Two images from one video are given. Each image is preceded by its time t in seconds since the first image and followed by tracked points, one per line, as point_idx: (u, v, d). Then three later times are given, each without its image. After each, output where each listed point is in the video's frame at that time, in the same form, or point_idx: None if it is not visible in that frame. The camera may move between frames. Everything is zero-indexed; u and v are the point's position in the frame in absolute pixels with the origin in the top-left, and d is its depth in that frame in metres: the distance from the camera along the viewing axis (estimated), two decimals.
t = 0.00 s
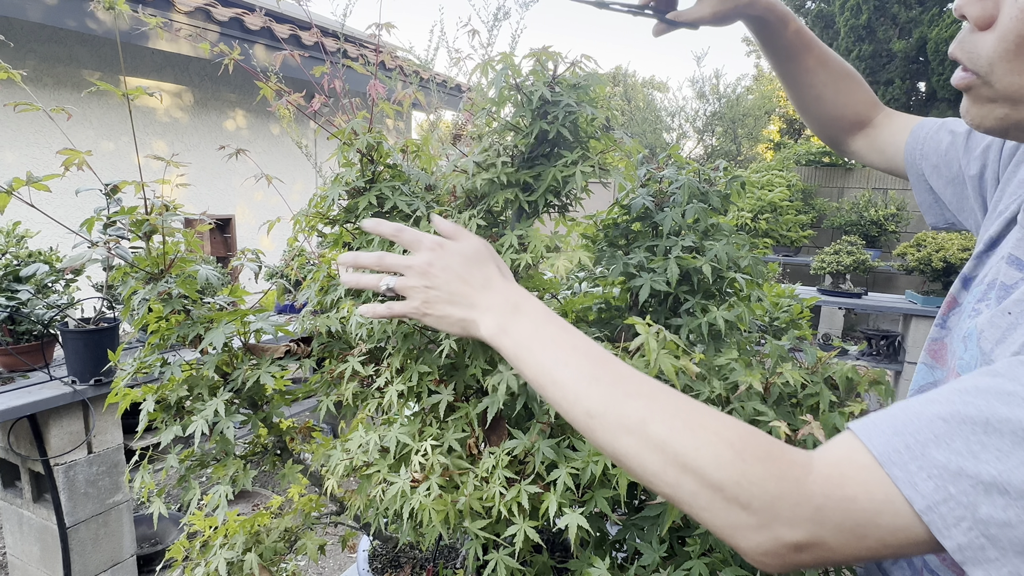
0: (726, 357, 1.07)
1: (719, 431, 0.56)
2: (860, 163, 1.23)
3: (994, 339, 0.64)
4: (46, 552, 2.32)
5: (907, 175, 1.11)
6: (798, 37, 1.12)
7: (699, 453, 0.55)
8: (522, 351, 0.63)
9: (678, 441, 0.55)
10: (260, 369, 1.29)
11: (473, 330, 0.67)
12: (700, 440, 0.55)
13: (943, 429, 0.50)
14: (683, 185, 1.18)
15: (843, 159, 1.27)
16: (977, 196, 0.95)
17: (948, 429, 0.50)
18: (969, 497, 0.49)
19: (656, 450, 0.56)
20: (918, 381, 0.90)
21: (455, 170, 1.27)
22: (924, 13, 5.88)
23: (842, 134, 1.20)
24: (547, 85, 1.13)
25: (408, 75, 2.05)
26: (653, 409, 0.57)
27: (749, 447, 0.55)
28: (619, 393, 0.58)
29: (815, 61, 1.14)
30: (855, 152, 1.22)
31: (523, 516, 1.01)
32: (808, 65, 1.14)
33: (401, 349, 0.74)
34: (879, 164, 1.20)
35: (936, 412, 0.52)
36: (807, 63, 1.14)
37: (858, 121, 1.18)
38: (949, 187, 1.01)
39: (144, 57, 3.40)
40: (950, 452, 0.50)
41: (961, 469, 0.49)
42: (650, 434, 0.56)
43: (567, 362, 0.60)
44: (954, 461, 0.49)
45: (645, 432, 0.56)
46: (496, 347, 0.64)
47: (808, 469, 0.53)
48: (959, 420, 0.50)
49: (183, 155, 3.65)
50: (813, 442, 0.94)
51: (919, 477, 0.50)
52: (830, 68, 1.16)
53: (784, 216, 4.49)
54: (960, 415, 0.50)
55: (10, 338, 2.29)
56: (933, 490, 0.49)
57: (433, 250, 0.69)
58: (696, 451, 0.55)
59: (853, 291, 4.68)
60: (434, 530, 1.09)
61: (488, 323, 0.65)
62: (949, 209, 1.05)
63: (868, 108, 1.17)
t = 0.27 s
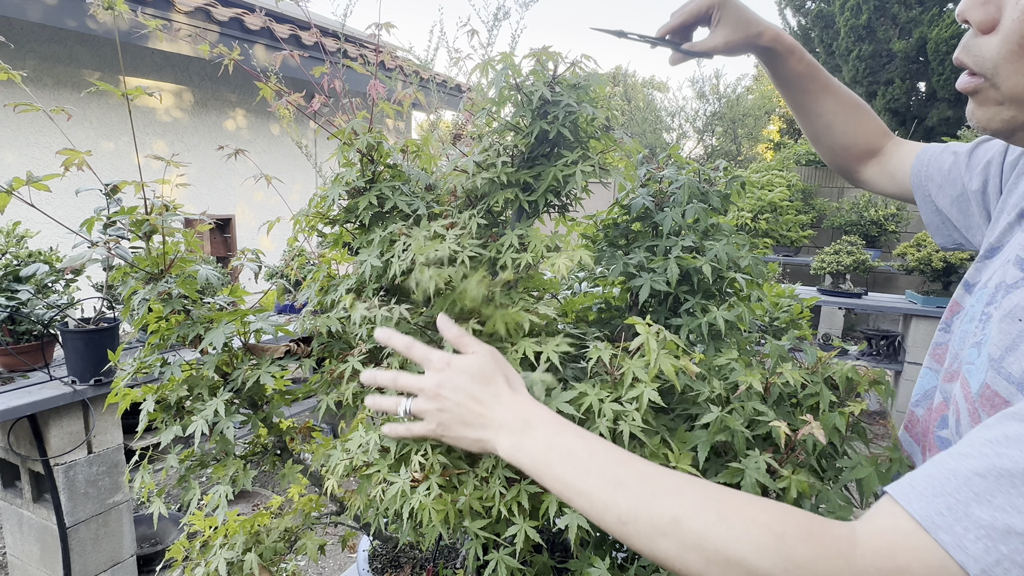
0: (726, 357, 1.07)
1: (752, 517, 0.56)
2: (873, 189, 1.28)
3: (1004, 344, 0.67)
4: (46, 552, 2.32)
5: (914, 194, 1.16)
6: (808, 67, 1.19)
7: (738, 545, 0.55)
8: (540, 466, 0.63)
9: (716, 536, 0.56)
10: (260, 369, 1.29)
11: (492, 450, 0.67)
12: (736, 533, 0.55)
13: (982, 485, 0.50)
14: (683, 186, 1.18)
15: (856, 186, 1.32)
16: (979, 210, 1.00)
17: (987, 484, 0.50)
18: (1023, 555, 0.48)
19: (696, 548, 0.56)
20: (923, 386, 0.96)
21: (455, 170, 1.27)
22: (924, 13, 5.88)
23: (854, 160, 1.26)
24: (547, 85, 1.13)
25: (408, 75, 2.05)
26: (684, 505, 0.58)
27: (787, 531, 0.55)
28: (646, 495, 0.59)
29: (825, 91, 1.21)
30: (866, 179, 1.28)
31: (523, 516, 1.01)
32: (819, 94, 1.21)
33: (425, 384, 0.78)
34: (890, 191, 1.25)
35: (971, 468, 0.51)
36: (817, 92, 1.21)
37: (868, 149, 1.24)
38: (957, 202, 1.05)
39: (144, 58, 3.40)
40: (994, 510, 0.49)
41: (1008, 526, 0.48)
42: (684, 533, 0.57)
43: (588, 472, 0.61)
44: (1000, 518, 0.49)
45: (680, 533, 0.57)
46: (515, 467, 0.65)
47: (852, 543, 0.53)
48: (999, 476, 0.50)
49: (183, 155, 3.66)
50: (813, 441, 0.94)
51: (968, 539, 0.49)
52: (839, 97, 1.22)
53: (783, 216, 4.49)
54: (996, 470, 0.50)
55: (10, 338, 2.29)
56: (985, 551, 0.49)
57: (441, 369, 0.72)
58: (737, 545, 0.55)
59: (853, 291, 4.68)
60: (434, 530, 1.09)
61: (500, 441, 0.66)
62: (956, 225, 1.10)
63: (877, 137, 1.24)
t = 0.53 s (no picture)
0: (726, 357, 1.06)
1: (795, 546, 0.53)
2: (882, 228, 1.31)
3: (1015, 343, 0.66)
4: (46, 552, 2.32)
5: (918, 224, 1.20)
6: (792, 121, 1.29)
7: None
8: (570, 493, 0.62)
9: (758, 566, 0.53)
10: (260, 369, 1.29)
11: (520, 474, 0.68)
12: (780, 562, 0.53)
13: None
14: (683, 186, 1.18)
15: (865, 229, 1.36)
16: (979, 230, 1.05)
17: None
18: None
19: None
20: (928, 393, 0.94)
21: (455, 170, 1.27)
22: (924, 13, 5.87)
23: (856, 203, 1.30)
24: (547, 85, 1.13)
25: (408, 75, 2.06)
26: (723, 534, 0.55)
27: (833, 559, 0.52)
28: (682, 523, 0.57)
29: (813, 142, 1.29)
30: (873, 219, 1.31)
31: (523, 516, 1.00)
32: (808, 143, 1.29)
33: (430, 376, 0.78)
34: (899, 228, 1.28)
35: (1010, 478, 0.48)
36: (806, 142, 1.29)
37: (867, 190, 1.29)
38: (955, 229, 1.11)
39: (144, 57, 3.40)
40: None
41: None
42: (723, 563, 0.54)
43: (620, 500, 0.59)
44: None
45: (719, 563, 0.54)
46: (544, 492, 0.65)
47: (902, 570, 0.50)
48: None
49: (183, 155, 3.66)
50: (813, 441, 0.94)
51: (1017, 555, 0.46)
52: (830, 145, 1.29)
53: (783, 216, 4.49)
54: None
55: (10, 338, 2.29)
56: None
57: (457, 396, 0.75)
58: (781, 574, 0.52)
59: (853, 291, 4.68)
60: (434, 530, 1.09)
61: (530, 468, 0.66)
62: (958, 251, 1.13)
63: (874, 177, 1.29)
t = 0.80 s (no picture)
0: (726, 357, 1.06)
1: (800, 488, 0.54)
2: (865, 237, 1.32)
3: (1017, 336, 0.67)
4: (46, 552, 2.32)
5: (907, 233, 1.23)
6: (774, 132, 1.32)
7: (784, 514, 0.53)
8: (584, 415, 0.62)
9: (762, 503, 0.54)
10: (260, 369, 1.29)
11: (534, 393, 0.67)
12: (783, 500, 0.53)
13: (1015, 452, 0.49)
14: (683, 186, 1.18)
15: (848, 239, 1.37)
16: (975, 236, 1.07)
17: (1019, 451, 0.49)
18: None
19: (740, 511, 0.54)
20: (933, 394, 0.93)
21: (455, 170, 1.27)
22: (924, 13, 5.87)
23: (839, 212, 1.32)
24: (546, 85, 1.13)
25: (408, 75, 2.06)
26: (732, 468, 0.56)
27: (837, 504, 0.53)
28: (692, 455, 0.57)
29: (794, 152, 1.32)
30: (856, 229, 1.33)
31: (523, 516, 1.00)
32: (789, 154, 1.32)
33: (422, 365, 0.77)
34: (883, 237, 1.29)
35: (1002, 435, 0.50)
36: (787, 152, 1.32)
37: (849, 200, 1.31)
38: (948, 235, 1.12)
39: (144, 57, 3.40)
40: None
41: None
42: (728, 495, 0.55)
43: (634, 427, 0.59)
44: None
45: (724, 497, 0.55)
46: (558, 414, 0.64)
47: (900, 518, 0.51)
48: None
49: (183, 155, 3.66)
50: (813, 441, 0.94)
51: (1006, 505, 0.47)
52: (811, 155, 1.32)
53: (783, 216, 4.49)
54: None
55: (10, 338, 2.29)
56: None
57: (479, 311, 0.70)
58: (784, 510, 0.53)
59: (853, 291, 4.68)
60: (434, 530, 1.09)
61: (548, 388, 0.65)
62: (950, 258, 1.14)
63: (856, 187, 1.31)
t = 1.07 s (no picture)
0: (726, 357, 1.06)
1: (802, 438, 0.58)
2: (854, 237, 1.33)
3: (1018, 331, 0.67)
4: (46, 552, 2.32)
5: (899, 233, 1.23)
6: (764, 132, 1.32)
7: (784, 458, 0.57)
8: (604, 348, 0.69)
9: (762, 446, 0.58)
10: (260, 369, 1.29)
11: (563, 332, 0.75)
12: (782, 446, 0.58)
13: (1003, 417, 0.52)
14: (683, 186, 1.17)
15: (837, 240, 1.38)
16: (967, 235, 1.08)
17: (1008, 416, 0.51)
18: None
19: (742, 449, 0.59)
20: (931, 392, 0.93)
21: (455, 170, 1.27)
22: (924, 13, 5.87)
23: (829, 212, 1.32)
24: (546, 85, 1.13)
25: (408, 75, 2.06)
26: (737, 413, 0.60)
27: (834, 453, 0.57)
28: (701, 398, 0.62)
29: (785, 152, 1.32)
30: (845, 229, 1.33)
31: (523, 516, 1.00)
32: (779, 154, 1.31)
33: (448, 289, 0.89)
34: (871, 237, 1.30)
35: (993, 402, 0.53)
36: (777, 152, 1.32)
37: (839, 200, 1.31)
38: (938, 236, 1.13)
39: (144, 57, 3.40)
40: (1017, 439, 0.50)
41: None
42: (731, 432, 0.60)
43: (649, 369, 0.65)
44: (1023, 447, 0.50)
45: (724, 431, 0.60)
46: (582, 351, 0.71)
47: (890, 475, 0.55)
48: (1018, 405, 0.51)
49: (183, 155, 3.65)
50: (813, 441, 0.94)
51: (991, 467, 0.50)
52: (799, 155, 1.32)
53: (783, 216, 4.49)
54: (1017, 401, 0.51)
55: (10, 338, 2.29)
56: (1008, 477, 0.50)
57: (517, 240, 0.82)
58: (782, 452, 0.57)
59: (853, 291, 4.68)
60: (434, 531, 1.09)
61: (572, 323, 0.74)
62: (940, 258, 1.15)
63: (845, 188, 1.31)
